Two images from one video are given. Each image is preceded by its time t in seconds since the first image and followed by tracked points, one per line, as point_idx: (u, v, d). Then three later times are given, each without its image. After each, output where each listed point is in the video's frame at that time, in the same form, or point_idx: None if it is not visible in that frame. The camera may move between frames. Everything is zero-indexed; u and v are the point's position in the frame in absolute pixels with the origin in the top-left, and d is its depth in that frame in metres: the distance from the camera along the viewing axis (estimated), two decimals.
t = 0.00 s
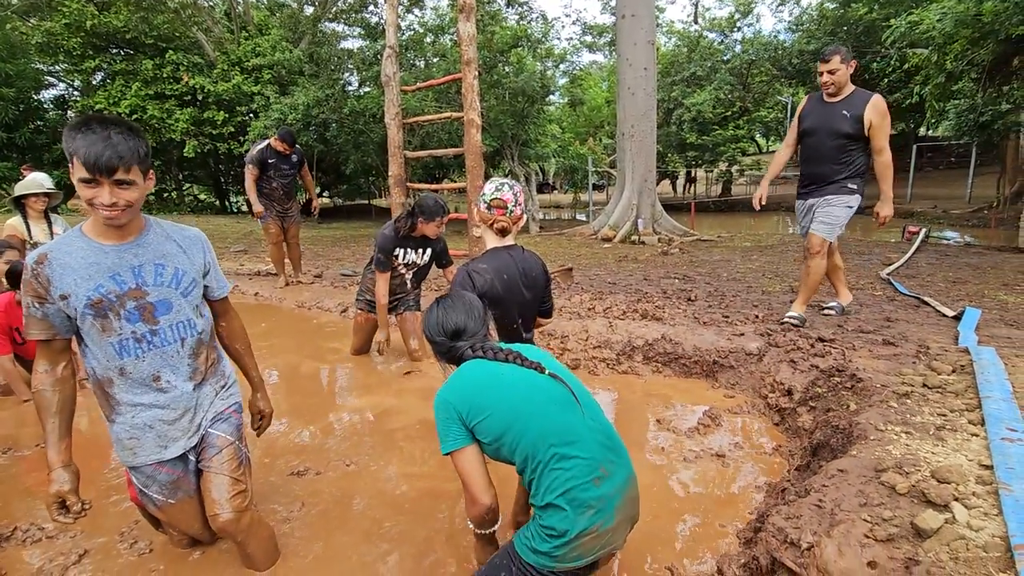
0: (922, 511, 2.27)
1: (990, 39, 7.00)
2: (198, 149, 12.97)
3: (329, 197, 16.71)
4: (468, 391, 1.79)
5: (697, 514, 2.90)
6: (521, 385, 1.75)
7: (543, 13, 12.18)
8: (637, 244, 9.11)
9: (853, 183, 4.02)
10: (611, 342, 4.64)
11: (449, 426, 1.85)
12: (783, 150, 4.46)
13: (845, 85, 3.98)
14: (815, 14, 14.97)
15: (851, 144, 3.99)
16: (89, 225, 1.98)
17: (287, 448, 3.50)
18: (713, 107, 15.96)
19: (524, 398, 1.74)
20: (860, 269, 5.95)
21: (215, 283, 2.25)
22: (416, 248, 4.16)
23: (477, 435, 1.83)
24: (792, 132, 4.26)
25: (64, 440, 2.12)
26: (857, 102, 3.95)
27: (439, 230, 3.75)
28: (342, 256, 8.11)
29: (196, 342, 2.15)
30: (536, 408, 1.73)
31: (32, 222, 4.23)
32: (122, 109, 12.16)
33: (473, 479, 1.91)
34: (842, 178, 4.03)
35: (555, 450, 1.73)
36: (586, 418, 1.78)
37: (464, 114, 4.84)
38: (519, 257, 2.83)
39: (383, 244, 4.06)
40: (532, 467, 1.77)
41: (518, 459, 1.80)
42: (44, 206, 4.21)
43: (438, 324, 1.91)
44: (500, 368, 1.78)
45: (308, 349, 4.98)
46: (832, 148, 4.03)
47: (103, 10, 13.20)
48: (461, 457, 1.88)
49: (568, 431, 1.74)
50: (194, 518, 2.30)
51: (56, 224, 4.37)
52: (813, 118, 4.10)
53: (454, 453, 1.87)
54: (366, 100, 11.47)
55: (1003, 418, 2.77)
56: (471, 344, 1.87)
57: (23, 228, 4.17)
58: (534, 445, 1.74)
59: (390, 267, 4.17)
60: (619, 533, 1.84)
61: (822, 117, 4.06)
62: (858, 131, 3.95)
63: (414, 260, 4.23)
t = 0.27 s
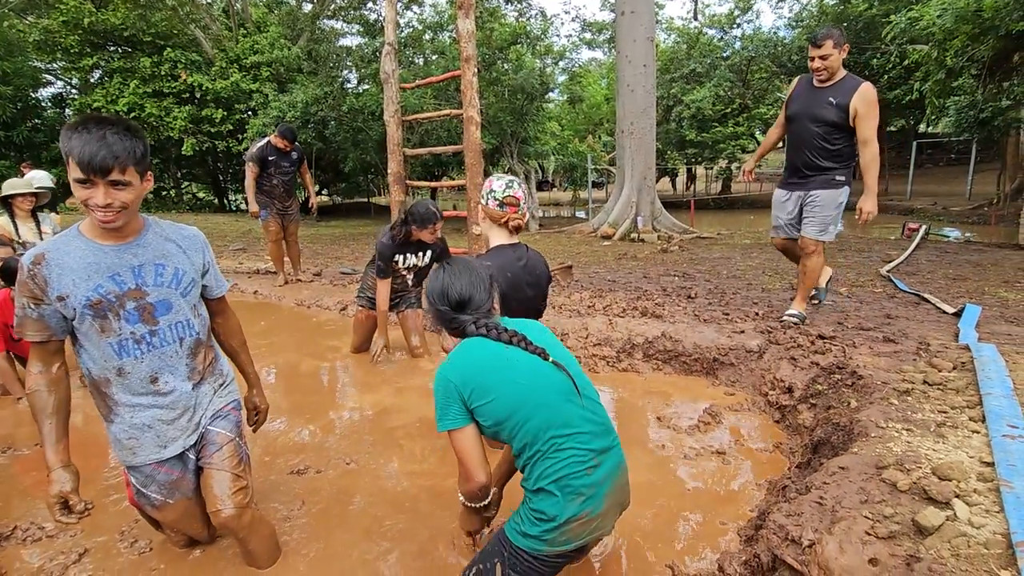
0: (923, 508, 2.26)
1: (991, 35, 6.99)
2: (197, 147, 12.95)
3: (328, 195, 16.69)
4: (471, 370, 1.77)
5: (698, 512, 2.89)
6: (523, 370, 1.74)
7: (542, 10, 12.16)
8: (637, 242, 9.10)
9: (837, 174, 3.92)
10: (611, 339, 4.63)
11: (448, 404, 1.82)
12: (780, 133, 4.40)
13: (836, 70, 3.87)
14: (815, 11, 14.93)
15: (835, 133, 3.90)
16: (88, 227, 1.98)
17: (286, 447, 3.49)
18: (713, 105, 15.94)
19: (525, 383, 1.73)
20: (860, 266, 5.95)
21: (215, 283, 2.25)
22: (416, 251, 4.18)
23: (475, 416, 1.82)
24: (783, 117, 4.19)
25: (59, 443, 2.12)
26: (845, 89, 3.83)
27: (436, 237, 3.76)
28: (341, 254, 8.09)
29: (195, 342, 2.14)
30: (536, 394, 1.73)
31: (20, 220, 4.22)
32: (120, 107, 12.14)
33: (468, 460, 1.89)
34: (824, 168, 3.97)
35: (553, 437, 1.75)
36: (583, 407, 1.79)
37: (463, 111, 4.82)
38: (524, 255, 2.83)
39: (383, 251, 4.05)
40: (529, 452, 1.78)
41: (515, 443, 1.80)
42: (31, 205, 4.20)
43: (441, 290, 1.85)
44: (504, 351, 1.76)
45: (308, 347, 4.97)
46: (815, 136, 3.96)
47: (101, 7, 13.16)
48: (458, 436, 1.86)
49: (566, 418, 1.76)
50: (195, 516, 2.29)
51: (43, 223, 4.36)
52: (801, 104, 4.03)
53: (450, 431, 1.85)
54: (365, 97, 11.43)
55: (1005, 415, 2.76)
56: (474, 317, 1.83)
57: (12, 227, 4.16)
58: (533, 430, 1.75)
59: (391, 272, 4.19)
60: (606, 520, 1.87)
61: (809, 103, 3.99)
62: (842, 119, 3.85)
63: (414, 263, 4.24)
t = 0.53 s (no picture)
0: (923, 508, 2.27)
1: (993, 33, 6.97)
2: (199, 147, 12.97)
3: (330, 194, 16.69)
4: (478, 351, 1.77)
5: (698, 512, 2.91)
6: (530, 357, 1.78)
7: (543, 8, 12.14)
8: (638, 241, 9.09)
9: (829, 173, 3.93)
10: (612, 339, 4.64)
11: (450, 381, 1.81)
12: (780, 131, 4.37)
13: (826, 66, 3.81)
14: (818, 7, 14.87)
15: (826, 129, 3.85)
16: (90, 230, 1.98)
17: (289, 446, 3.50)
18: (714, 103, 15.90)
19: (532, 370, 1.78)
20: (862, 264, 5.94)
21: (216, 283, 2.25)
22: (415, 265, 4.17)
23: (476, 396, 1.83)
24: (776, 115, 4.15)
25: (66, 443, 2.12)
26: (835, 84, 3.76)
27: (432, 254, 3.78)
28: (343, 253, 8.11)
29: (193, 346, 2.15)
30: (541, 381, 1.78)
31: (9, 223, 4.25)
32: (122, 107, 12.18)
33: (464, 437, 1.88)
34: (818, 167, 3.95)
35: (550, 423, 1.81)
36: (577, 397, 1.86)
37: (464, 111, 4.83)
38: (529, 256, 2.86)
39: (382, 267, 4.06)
40: (526, 436, 1.83)
41: (512, 426, 1.84)
42: (21, 207, 4.22)
43: (453, 259, 1.85)
44: (513, 334, 1.78)
45: (310, 347, 4.99)
46: (809, 134, 3.92)
47: (102, 7, 13.17)
48: (455, 414, 1.85)
49: (562, 405, 1.82)
50: (199, 511, 2.34)
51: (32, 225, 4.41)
52: (792, 101, 3.99)
53: (449, 408, 1.84)
54: (366, 97, 11.40)
55: (1005, 414, 2.77)
56: (483, 291, 1.83)
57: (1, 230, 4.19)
58: (534, 415, 1.80)
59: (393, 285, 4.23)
60: (586, 506, 1.95)
61: (800, 100, 3.94)
62: (833, 115, 3.79)
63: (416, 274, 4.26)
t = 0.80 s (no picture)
0: (926, 506, 2.26)
1: (997, 29, 6.93)
2: (201, 148, 13.00)
3: (332, 193, 16.69)
4: (491, 335, 1.77)
5: (701, 510, 2.90)
6: (539, 345, 1.81)
7: (545, 7, 12.12)
8: (640, 239, 9.07)
9: (822, 172, 3.91)
10: (615, 337, 4.63)
11: (460, 363, 1.79)
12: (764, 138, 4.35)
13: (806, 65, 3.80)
14: (820, 5, 14.82)
15: (816, 128, 3.82)
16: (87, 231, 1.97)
17: (292, 446, 3.51)
18: (717, 101, 15.85)
19: (540, 358, 1.81)
20: (866, 262, 5.92)
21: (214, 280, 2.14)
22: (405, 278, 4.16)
23: (484, 381, 1.82)
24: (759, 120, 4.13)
25: (63, 440, 2.17)
26: (818, 82, 3.75)
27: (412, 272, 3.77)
28: (345, 253, 8.12)
29: (189, 351, 2.13)
30: (548, 368, 1.82)
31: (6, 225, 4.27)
32: (125, 108, 12.24)
33: (467, 419, 1.87)
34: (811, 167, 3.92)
35: (551, 412, 1.85)
36: (575, 389, 1.91)
37: (466, 110, 4.82)
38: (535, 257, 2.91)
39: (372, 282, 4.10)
40: (529, 422, 1.85)
41: (516, 412, 1.85)
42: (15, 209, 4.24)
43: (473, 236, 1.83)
44: (525, 322, 1.80)
45: (313, 347, 5.00)
46: (797, 134, 3.88)
47: (105, 8, 13.22)
48: (461, 397, 1.83)
49: (562, 394, 1.87)
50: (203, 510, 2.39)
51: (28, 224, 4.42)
52: (776, 104, 3.97)
53: (456, 390, 1.82)
54: (368, 97, 11.43)
55: (1009, 412, 2.76)
56: (498, 272, 1.82)
57: None
58: (539, 402, 1.83)
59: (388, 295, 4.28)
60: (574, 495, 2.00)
61: (785, 101, 3.92)
62: (821, 113, 3.77)
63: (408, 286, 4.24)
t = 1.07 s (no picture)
0: (928, 507, 2.26)
1: (1001, 30, 6.92)
2: (205, 149, 13.05)
3: (335, 195, 16.73)
4: (513, 326, 1.86)
5: (703, 511, 2.90)
6: (552, 338, 1.93)
7: (548, 8, 12.13)
8: (643, 240, 9.07)
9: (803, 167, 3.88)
10: (617, 338, 4.64)
11: (482, 352, 1.85)
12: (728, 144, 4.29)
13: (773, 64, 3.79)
14: (824, 5, 14.80)
15: (794, 125, 3.80)
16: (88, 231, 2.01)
17: (296, 446, 3.53)
18: (720, 101, 15.83)
19: (554, 349, 1.92)
20: (869, 263, 5.91)
21: (210, 280, 2.14)
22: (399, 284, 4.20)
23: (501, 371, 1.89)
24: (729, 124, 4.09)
25: (75, 432, 2.18)
26: (788, 79, 3.75)
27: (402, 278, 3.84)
28: (348, 254, 8.14)
29: (185, 352, 2.15)
30: (560, 359, 1.95)
31: (8, 227, 4.29)
32: (130, 110, 12.32)
33: (481, 410, 1.92)
34: (795, 165, 3.86)
35: (560, 402, 1.97)
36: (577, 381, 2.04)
37: (469, 112, 4.83)
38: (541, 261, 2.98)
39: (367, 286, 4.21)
40: (541, 412, 1.95)
41: (529, 402, 1.94)
42: (15, 211, 4.27)
43: (492, 226, 1.96)
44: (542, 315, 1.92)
45: (316, 347, 5.01)
46: (774, 133, 3.85)
47: (110, 11, 13.29)
48: (479, 387, 1.88)
49: (567, 386, 1.99)
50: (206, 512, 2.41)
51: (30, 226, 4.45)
52: (747, 106, 3.93)
53: (476, 380, 1.88)
54: (372, 98, 11.47)
55: (1012, 413, 2.75)
56: (516, 260, 1.95)
57: (2, 234, 4.24)
58: (550, 392, 1.94)
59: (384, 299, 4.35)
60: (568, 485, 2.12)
61: (757, 102, 3.87)
62: (798, 109, 3.75)
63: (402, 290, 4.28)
